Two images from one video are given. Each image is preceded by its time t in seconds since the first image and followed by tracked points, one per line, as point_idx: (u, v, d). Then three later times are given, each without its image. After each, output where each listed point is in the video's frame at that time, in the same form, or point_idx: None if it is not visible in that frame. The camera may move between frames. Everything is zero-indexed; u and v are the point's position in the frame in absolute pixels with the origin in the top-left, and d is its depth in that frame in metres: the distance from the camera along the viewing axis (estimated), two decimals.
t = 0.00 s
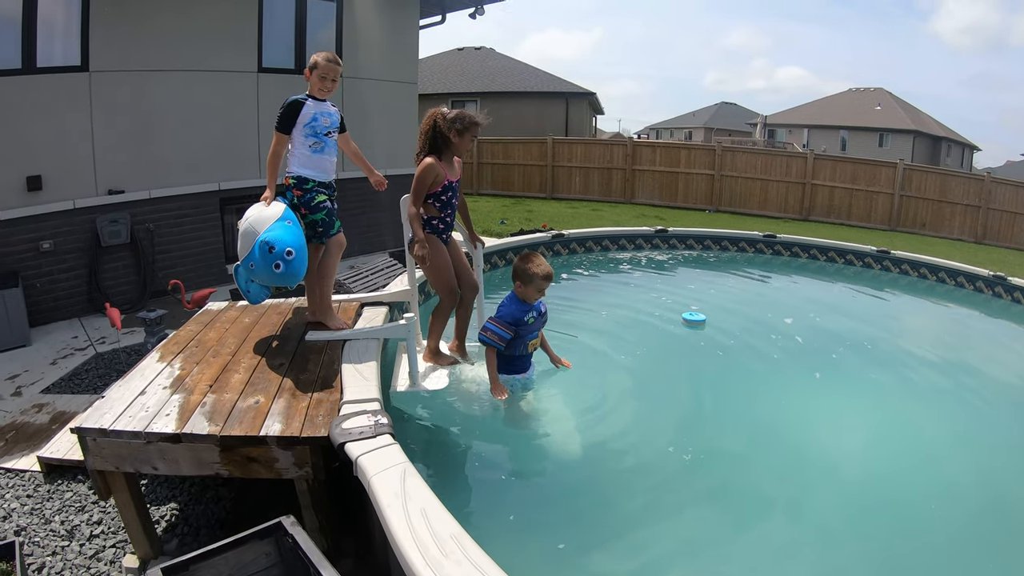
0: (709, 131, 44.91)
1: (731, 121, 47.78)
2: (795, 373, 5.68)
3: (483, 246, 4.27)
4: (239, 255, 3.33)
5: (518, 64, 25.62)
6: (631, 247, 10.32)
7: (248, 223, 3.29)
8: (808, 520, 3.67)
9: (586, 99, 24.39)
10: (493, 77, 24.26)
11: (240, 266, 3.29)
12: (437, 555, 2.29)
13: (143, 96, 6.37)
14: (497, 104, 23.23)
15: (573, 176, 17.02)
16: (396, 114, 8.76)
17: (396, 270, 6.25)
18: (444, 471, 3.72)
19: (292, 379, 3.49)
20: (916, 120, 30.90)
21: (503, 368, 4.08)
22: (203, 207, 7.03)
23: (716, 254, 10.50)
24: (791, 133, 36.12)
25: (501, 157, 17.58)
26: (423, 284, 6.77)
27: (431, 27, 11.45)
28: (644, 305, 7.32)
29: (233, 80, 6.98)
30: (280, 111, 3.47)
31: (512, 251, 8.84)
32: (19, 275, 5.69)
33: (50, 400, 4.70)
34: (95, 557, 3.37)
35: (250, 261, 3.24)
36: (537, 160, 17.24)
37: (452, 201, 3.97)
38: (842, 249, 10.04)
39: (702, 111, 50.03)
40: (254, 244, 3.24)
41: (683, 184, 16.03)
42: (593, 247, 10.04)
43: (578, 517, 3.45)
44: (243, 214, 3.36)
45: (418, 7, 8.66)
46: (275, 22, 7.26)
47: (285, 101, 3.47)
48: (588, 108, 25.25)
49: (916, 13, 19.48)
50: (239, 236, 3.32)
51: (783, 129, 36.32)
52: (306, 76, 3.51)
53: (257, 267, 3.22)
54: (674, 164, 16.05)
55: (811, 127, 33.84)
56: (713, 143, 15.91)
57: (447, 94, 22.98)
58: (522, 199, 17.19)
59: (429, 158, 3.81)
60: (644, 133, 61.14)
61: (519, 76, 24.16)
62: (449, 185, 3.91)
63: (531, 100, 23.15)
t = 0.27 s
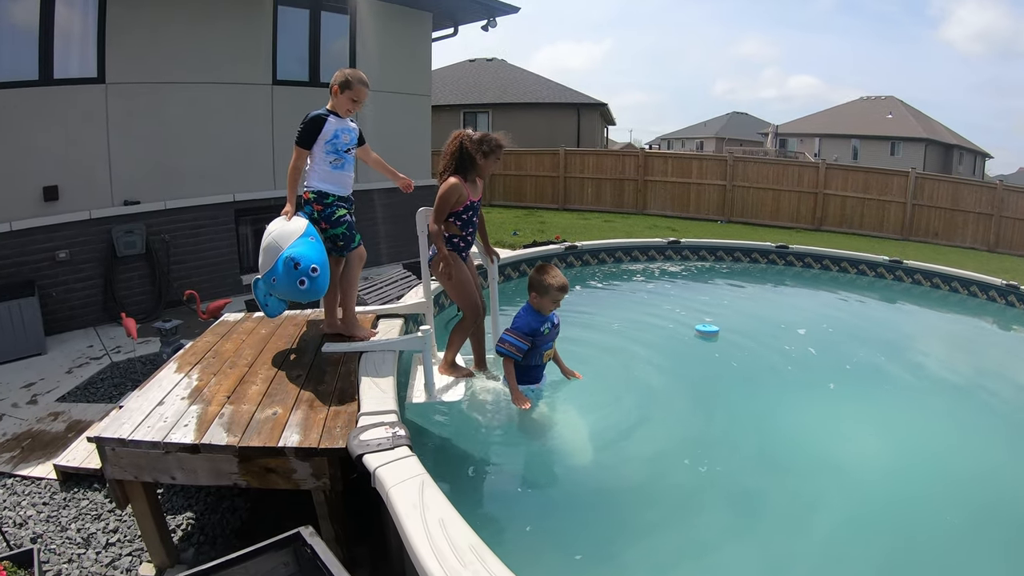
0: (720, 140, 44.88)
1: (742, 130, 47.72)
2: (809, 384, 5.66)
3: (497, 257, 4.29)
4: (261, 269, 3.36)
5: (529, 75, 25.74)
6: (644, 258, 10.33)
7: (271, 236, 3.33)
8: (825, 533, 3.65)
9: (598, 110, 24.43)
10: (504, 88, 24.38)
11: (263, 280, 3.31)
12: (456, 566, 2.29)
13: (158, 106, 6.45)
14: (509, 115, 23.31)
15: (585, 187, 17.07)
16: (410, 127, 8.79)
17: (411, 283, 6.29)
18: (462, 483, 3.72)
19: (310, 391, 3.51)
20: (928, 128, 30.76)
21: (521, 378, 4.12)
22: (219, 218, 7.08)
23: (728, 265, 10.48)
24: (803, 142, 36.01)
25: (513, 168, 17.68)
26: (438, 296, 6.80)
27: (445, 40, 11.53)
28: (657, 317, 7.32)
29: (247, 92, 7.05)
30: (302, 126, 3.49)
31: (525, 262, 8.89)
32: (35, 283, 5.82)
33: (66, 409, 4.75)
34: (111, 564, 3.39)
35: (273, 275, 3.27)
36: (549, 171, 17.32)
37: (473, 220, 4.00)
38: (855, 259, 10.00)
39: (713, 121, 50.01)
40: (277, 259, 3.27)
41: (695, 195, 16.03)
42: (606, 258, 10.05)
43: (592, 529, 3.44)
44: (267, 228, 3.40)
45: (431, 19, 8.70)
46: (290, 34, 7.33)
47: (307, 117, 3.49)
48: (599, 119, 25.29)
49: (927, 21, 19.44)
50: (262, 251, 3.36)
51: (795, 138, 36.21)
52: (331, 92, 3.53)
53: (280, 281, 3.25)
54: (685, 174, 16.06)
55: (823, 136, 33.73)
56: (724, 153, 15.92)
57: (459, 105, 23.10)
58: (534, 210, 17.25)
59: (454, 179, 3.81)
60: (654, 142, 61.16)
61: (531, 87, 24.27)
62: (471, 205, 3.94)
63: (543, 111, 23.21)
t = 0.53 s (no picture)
0: (734, 149, 44.82)
1: (755, 138, 47.62)
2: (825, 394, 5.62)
3: (515, 268, 4.30)
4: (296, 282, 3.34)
5: (543, 83, 25.82)
6: (658, 267, 10.32)
7: (310, 249, 3.32)
8: (842, 543, 3.61)
9: (612, 118, 24.44)
10: (518, 96, 24.46)
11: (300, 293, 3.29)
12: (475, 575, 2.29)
13: (175, 113, 6.51)
14: (523, 123, 23.36)
15: (599, 195, 17.10)
16: (427, 136, 8.79)
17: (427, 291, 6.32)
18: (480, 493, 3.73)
19: (327, 399, 3.53)
20: (942, 135, 30.60)
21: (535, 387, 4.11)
22: (236, 226, 7.09)
23: (743, 274, 10.45)
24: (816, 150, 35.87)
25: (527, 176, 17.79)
26: (455, 304, 6.81)
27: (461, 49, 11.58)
28: (672, 326, 7.31)
29: (263, 99, 7.10)
30: (326, 136, 3.46)
31: (540, 271, 8.97)
32: (52, 288, 5.88)
33: (81, 412, 4.78)
34: (125, 569, 3.38)
35: (314, 287, 3.27)
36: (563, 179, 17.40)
37: (494, 235, 4.09)
38: (870, 268, 9.94)
39: (727, 129, 49.98)
40: (320, 270, 3.27)
41: (709, 204, 16.00)
42: (621, 267, 10.06)
43: (609, 539, 3.43)
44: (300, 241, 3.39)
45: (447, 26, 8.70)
46: (306, 42, 7.38)
47: (331, 128, 3.47)
48: (613, 127, 25.29)
49: (943, 27, 19.36)
50: (297, 263, 3.33)
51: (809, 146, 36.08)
52: (353, 101, 3.52)
53: (323, 293, 3.26)
54: (699, 183, 16.03)
55: (836, 144, 33.60)
56: (739, 162, 15.90)
57: (473, 113, 23.21)
58: (549, 218, 17.29)
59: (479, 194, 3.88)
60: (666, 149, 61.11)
61: (544, 95, 24.33)
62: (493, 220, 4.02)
63: (557, 119, 23.23)
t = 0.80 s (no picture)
0: (750, 157, 44.64)
1: (769, 145, 47.43)
2: (843, 404, 5.57)
3: (534, 277, 4.37)
4: (340, 292, 3.35)
5: (558, 91, 25.86)
6: (674, 276, 10.31)
7: (359, 259, 3.37)
8: (858, 552, 3.58)
9: (627, 126, 24.41)
10: (533, 104, 24.50)
11: (350, 302, 3.32)
12: None
13: (193, 122, 6.58)
14: (539, 131, 23.38)
15: (615, 204, 17.10)
16: (442, 144, 8.77)
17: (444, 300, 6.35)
18: (497, 504, 3.73)
19: (344, 408, 3.54)
20: (958, 142, 30.35)
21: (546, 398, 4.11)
22: (252, 233, 7.13)
23: (759, 282, 10.40)
24: (832, 157, 35.62)
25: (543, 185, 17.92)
26: (471, 313, 6.83)
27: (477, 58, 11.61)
28: (688, 335, 7.29)
29: (280, 108, 7.15)
30: (350, 146, 3.47)
31: (557, 280, 9.07)
32: (70, 293, 5.98)
33: (98, 418, 4.81)
34: None
35: (366, 296, 3.33)
36: (579, 188, 17.48)
37: (511, 246, 4.14)
38: (887, 276, 9.87)
39: (742, 137, 49.82)
40: (374, 278, 3.35)
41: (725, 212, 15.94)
42: (636, 276, 10.05)
43: (625, 551, 3.41)
44: (341, 252, 3.41)
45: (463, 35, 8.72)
46: (322, 51, 7.44)
47: (355, 138, 3.48)
48: (628, 135, 25.25)
49: (960, 32, 19.21)
50: (343, 273, 3.35)
51: (824, 153, 35.86)
52: (378, 111, 3.61)
53: (378, 300, 3.35)
54: (715, 191, 15.99)
55: (851, 151, 33.37)
56: (754, 170, 15.85)
57: (489, 121, 23.31)
58: (564, 227, 17.30)
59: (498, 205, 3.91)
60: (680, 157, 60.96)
61: (559, 103, 24.37)
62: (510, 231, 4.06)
63: (572, 127, 23.21)
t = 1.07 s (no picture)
0: (761, 163, 44.54)
1: (780, 151, 47.28)
2: (857, 412, 5.54)
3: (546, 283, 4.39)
4: (382, 295, 3.44)
5: (569, 97, 25.89)
6: (686, 283, 10.30)
7: (400, 263, 3.49)
8: (873, 561, 3.54)
9: (639, 132, 24.39)
10: (545, 110, 24.54)
11: (392, 305, 3.44)
12: None
13: (205, 127, 6.62)
14: (550, 137, 23.40)
15: (626, 211, 17.10)
16: (454, 151, 8.80)
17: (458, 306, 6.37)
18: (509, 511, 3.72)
19: (356, 414, 3.53)
20: (971, 147, 30.17)
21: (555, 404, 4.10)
22: (263, 237, 7.17)
23: (772, 289, 10.37)
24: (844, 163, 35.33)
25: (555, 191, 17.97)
26: (483, 320, 6.84)
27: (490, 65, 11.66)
28: (700, 342, 7.27)
29: (293, 114, 7.19)
30: (372, 153, 3.51)
31: (569, 286, 9.08)
32: (83, 297, 6.05)
33: (110, 421, 4.84)
34: None
35: (408, 298, 3.46)
36: (590, 194, 17.49)
37: (523, 252, 4.13)
38: (900, 283, 9.82)
39: (753, 143, 49.69)
40: (414, 281, 3.47)
41: (737, 219, 15.89)
42: (648, 283, 10.04)
43: (639, 559, 3.39)
44: (375, 258, 3.49)
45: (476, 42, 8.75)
46: (335, 57, 7.47)
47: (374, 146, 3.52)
48: (640, 141, 25.24)
49: (973, 36, 19.13)
50: (384, 277, 3.45)
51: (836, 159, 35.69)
52: (398, 120, 3.60)
53: (420, 301, 3.48)
54: (727, 198, 15.97)
55: (863, 157, 33.20)
56: (766, 176, 15.82)
57: (501, 127, 23.34)
58: (576, 233, 17.32)
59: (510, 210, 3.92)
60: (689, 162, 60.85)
61: (571, 110, 24.39)
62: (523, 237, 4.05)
63: (583, 133, 23.22)
